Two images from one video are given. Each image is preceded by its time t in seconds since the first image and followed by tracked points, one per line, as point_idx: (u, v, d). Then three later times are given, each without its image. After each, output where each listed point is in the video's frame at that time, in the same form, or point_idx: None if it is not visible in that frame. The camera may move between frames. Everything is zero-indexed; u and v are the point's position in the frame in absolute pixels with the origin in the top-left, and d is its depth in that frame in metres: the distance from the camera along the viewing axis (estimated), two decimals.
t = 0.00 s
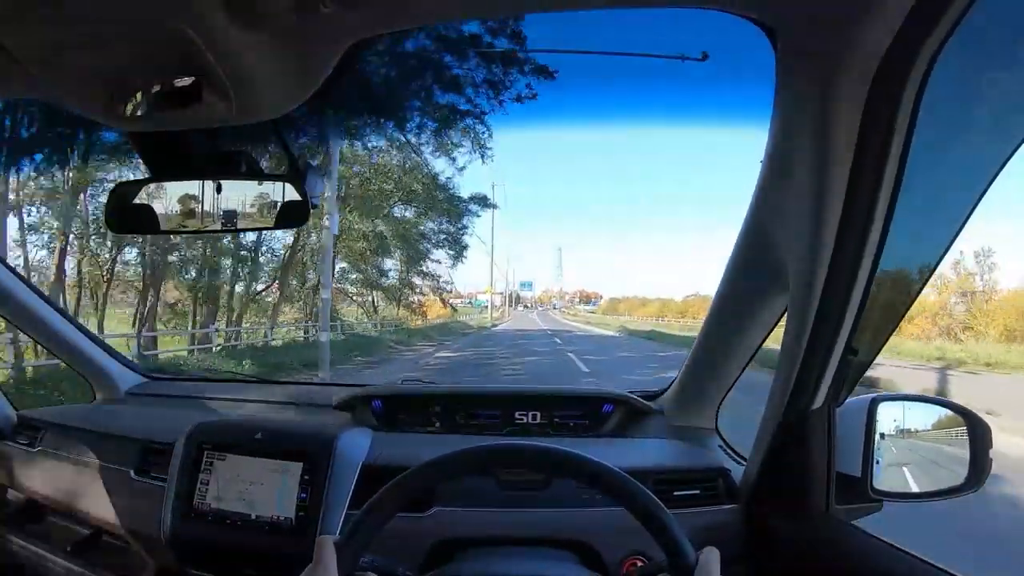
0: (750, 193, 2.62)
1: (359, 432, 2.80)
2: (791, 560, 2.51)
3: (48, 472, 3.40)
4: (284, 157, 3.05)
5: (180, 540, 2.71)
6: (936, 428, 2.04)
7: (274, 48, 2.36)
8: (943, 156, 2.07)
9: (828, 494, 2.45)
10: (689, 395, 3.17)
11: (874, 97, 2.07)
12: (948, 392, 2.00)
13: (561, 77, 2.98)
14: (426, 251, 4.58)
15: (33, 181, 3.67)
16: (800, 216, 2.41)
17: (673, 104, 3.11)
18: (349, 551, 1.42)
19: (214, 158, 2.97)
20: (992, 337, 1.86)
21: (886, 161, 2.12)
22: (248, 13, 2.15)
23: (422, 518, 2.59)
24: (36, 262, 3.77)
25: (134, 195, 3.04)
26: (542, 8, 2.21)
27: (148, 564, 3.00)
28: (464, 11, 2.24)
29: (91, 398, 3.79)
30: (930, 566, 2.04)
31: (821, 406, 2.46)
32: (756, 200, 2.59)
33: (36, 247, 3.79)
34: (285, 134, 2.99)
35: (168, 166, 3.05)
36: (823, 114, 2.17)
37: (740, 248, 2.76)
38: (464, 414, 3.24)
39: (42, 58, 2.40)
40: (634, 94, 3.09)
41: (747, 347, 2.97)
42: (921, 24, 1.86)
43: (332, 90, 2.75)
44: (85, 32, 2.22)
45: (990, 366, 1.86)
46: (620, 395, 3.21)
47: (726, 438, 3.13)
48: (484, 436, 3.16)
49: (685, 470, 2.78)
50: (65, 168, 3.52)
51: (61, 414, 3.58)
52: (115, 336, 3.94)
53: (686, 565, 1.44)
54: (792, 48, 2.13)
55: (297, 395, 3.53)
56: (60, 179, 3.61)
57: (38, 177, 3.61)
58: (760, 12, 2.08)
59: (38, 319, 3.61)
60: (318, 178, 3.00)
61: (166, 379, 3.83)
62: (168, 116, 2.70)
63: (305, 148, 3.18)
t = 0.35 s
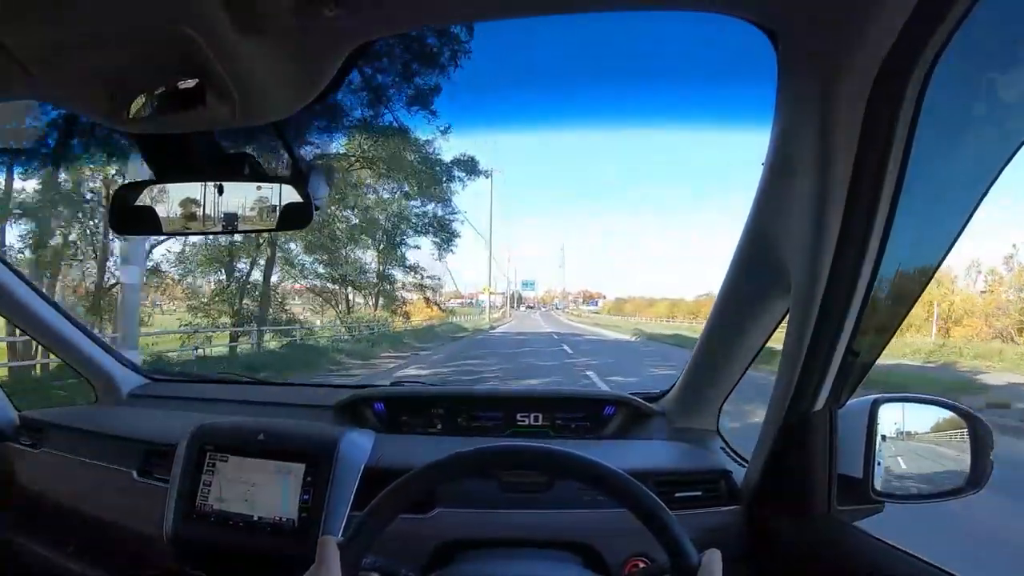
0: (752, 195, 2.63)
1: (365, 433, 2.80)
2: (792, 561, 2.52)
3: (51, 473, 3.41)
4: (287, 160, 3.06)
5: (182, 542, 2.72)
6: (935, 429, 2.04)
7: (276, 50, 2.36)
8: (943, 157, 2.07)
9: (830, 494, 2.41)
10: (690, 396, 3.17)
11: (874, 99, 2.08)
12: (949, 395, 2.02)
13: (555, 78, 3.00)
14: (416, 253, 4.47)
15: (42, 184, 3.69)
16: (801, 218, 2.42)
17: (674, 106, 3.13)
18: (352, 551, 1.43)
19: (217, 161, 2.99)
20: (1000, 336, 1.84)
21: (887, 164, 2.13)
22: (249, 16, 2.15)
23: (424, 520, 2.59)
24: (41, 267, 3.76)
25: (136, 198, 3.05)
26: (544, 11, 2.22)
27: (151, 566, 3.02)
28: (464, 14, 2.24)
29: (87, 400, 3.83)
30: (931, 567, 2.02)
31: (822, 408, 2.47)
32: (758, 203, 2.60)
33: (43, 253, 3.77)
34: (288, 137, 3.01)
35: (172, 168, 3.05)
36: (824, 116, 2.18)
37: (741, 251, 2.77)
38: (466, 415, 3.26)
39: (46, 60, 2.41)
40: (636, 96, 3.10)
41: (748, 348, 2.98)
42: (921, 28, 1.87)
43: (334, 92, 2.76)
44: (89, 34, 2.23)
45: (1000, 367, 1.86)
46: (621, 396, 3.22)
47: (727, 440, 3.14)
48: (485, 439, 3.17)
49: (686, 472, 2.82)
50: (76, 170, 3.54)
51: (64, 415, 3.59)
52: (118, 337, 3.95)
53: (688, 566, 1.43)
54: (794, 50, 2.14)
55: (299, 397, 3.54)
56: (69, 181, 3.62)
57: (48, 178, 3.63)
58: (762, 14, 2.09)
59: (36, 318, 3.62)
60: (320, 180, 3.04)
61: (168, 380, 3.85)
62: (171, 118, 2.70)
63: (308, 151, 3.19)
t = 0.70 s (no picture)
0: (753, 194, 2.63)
1: (358, 433, 2.83)
2: (792, 563, 2.51)
3: (53, 472, 3.41)
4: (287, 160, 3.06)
5: (184, 542, 2.72)
6: (934, 431, 2.05)
7: (275, 51, 2.36)
8: (943, 159, 2.06)
9: (829, 495, 2.42)
10: (691, 397, 3.17)
11: (873, 100, 2.07)
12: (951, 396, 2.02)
13: (558, 77, 2.99)
14: (397, 243, 4.24)
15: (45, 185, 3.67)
16: (800, 218, 2.41)
17: (675, 107, 3.13)
18: (350, 553, 1.43)
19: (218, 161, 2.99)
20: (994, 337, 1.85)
21: (887, 165, 2.12)
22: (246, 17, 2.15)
23: (425, 521, 2.59)
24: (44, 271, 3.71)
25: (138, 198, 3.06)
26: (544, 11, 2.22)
27: (152, 565, 3.03)
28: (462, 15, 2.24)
29: (88, 399, 3.88)
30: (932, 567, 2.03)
31: (823, 408, 2.46)
32: (758, 202, 2.60)
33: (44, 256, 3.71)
34: (288, 138, 3.00)
35: (174, 169, 3.06)
36: (826, 115, 2.18)
37: (742, 251, 2.77)
38: (467, 416, 3.26)
39: (48, 61, 2.41)
40: (640, 97, 3.10)
41: (749, 348, 2.97)
42: (921, 28, 1.85)
43: (334, 93, 2.76)
44: (89, 34, 2.23)
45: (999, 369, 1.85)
46: (622, 396, 3.22)
47: (728, 441, 3.13)
48: (485, 439, 3.18)
49: (687, 471, 2.80)
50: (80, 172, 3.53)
51: (67, 415, 3.61)
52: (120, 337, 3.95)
53: (688, 566, 1.43)
54: (795, 50, 2.14)
55: (300, 397, 3.54)
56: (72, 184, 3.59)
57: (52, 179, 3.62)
58: (763, 14, 2.09)
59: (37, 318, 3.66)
60: (319, 181, 3.02)
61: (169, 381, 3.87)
62: (171, 119, 2.71)
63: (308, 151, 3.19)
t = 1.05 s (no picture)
0: (763, 189, 2.62)
1: (361, 426, 2.83)
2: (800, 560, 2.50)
3: (55, 467, 3.40)
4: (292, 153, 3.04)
5: (189, 536, 2.71)
6: (938, 425, 2.05)
7: (282, 42, 2.34)
8: (955, 155, 2.05)
9: (836, 491, 2.42)
10: (697, 393, 3.16)
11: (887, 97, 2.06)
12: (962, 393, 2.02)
13: (565, 70, 2.97)
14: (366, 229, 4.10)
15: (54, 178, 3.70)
16: (811, 213, 2.40)
17: (683, 101, 3.13)
18: (362, 546, 1.42)
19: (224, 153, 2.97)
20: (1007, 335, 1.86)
21: (899, 160, 2.11)
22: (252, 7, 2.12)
23: (431, 515, 2.58)
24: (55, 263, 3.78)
25: (141, 190, 3.03)
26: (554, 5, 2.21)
27: (156, 559, 3.02)
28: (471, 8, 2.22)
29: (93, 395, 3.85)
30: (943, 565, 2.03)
31: (831, 404, 2.46)
32: (768, 197, 2.59)
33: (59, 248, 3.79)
34: (293, 130, 2.99)
35: (180, 161, 3.05)
36: (838, 112, 2.17)
37: (751, 246, 2.76)
38: (471, 411, 3.25)
39: (56, 52, 2.39)
40: (648, 91, 3.10)
41: (756, 343, 2.97)
42: (937, 22, 1.84)
43: (342, 86, 2.75)
44: (97, 25, 2.21)
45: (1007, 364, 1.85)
46: (627, 392, 3.22)
47: (733, 437, 3.13)
48: (490, 434, 3.17)
49: (693, 467, 2.80)
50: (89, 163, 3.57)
51: (70, 409, 3.59)
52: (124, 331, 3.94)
53: (698, 561, 1.43)
54: (808, 46, 2.14)
55: (304, 391, 3.53)
56: (83, 175, 3.66)
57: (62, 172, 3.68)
58: (776, 10, 2.09)
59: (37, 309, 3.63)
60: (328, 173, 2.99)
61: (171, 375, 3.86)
62: (179, 110, 2.70)
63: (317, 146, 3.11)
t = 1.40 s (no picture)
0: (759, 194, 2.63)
1: (358, 429, 2.85)
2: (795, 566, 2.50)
3: (54, 467, 3.42)
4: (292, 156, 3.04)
5: (185, 538, 2.72)
6: (932, 435, 2.05)
7: (280, 44, 2.36)
8: (949, 162, 2.06)
9: (830, 498, 2.41)
10: (692, 397, 3.17)
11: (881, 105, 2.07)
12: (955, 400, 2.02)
13: (563, 72, 2.98)
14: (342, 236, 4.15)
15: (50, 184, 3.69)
16: (807, 219, 2.41)
17: (682, 105, 3.14)
18: (354, 550, 1.42)
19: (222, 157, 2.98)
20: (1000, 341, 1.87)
21: (894, 166, 2.11)
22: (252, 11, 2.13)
23: (426, 518, 2.59)
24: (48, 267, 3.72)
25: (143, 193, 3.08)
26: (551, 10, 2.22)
27: (154, 560, 3.02)
28: (470, 13, 2.23)
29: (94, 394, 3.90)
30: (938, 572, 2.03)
31: (825, 410, 2.46)
32: (764, 203, 2.60)
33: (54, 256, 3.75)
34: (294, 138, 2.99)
35: (178, 167, 3.06)
36: (833, 119, 2.18)
37: (747, 251, 2.77)
38: (468, 414, 3.26)
39: (57, 55, 2.40)
40: (648, 95, 3.11)
41: (753, 348, 2.97)
42: (931, 29, 1.84)
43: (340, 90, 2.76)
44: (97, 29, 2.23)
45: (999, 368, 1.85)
46: (624, 396, 3.23)
47: (729, 442, 3.14)
48: (487, 437, 3.18)
49: (689, 472, 2.81)
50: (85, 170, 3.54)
51: (69, 410, 3.61)
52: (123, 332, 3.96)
53: (689, 566, 1.43)
54: (803, 53, 2.15)
55: (302, 393, 3.54)
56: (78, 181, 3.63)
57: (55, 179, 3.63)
58: (771, 16, 2.10)
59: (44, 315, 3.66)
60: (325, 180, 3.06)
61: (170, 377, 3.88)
62: (179, 114, 2.74)
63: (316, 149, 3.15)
